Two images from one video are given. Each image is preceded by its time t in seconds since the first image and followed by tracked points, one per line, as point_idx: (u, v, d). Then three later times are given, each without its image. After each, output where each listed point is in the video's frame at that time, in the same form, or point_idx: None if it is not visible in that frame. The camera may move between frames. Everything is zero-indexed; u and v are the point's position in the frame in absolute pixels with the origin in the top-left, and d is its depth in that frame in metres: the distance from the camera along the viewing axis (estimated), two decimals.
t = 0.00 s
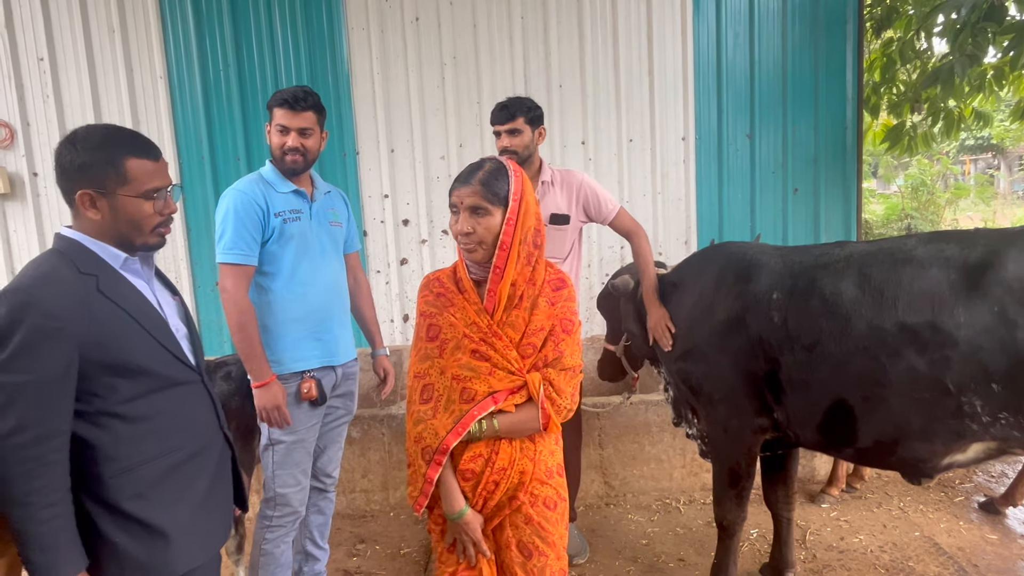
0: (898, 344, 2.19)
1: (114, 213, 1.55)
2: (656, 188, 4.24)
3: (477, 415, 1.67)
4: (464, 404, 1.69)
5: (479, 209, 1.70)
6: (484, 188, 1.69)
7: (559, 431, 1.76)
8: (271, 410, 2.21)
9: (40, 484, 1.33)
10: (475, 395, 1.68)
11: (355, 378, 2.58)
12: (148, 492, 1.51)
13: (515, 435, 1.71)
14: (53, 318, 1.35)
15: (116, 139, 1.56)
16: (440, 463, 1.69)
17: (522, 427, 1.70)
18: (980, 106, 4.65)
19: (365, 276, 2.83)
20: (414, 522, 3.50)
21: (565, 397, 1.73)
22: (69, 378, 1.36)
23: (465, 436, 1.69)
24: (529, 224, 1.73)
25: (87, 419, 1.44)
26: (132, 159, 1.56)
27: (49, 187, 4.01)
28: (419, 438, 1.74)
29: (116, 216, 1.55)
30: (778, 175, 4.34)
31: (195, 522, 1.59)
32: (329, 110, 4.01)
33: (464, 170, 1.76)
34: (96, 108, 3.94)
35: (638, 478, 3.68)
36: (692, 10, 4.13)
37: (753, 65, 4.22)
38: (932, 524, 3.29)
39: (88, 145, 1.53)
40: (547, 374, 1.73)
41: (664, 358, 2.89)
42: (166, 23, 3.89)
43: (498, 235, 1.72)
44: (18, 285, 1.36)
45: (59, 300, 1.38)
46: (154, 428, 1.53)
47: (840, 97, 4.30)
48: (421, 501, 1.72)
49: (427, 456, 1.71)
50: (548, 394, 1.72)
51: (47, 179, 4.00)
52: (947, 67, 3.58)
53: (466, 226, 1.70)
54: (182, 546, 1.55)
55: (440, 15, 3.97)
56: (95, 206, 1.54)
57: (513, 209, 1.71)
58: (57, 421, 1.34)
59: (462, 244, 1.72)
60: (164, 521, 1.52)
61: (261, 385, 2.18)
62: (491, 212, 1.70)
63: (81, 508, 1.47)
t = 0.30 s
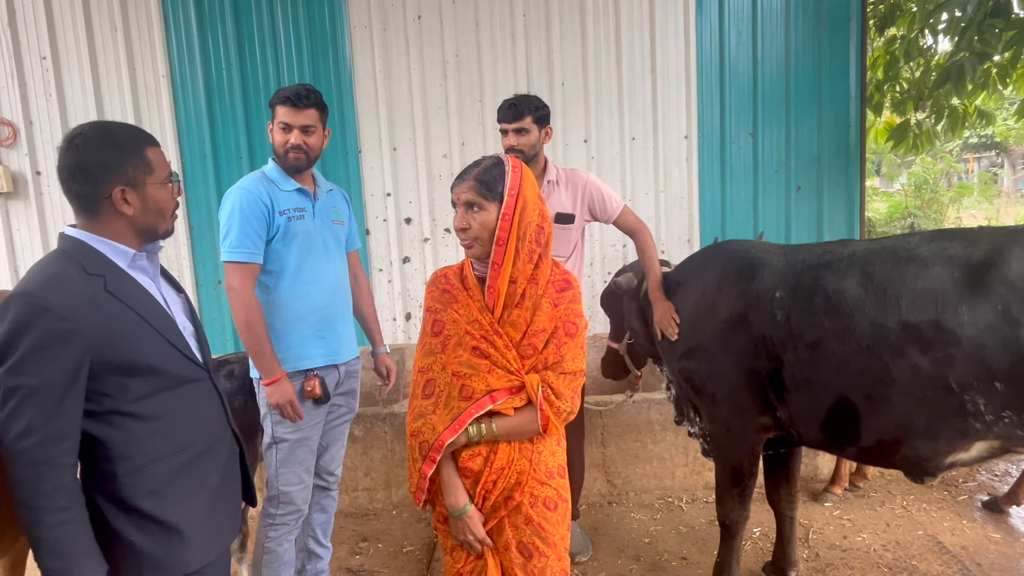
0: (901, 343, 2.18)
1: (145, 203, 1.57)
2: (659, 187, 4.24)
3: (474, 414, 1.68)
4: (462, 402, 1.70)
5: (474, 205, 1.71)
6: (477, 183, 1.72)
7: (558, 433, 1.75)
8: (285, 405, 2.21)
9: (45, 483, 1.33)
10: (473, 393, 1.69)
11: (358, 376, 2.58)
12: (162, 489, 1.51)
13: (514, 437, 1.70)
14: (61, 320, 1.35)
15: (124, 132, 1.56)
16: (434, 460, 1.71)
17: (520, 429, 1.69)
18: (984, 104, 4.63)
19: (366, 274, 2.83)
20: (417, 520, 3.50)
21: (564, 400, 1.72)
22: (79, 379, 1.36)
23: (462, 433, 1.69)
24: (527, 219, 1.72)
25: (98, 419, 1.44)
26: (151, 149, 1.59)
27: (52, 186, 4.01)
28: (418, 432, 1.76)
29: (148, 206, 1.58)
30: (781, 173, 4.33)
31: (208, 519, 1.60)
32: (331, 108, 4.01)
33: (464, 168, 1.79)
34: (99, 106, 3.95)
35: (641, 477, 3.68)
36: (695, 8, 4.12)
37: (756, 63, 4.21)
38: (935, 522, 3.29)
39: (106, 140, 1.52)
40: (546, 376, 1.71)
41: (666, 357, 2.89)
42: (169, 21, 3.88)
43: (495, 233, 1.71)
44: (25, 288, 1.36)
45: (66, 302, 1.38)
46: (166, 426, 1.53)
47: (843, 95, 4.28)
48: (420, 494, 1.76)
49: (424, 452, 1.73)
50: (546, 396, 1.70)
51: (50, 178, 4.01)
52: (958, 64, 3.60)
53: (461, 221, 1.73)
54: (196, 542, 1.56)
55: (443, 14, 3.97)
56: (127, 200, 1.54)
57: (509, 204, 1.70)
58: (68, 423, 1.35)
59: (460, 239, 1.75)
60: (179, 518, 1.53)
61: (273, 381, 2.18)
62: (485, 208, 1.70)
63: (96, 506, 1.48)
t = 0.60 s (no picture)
0: (903, 342, 2.18)
1: (145, 199, 1.56)
2: (660, 185, 4.23)
3: (472, 412, 1.67)
4: (460, 400, 1.70)
5: (475, 203, 1.71)
6: (478, 181, 1.71)
7: (557, 434, 1.74)
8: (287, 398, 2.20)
9: (46, 482, 1.32)
10: (471, 392, 1.69)
11: (358, 375, 2.58)
12: (166, 487, 1.51)
13: (512, 437, 1.70)
14: (67, 317, 1.35)
15: (124, 127, 1.55)
16: (433, 458, 1.70)
17: (518, 429, 1.69)
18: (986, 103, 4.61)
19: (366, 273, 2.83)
20: (418, 519, 3.50)
21: (562, 400, 1.70)
22: (84, 377, 1.36)
23: (459, 431, 1.68)
24: (529, 218, 1.71)
25: (104, 418, 1.45)
26: (151, 144, 1.58)
27: (53, 184, 4.01)
28: (417, 429, 1.76)
29: (149, 201, 1.57)
30: (783, 171, 4.33)
31: (212, 518, 1.60)
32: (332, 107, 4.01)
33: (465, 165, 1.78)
34: (100, 105, 3.95)
35: (642, 476, 3.68)
36: (696, 6, 4.11)
37: (757, 61, 4.20)
38: (937, 522, 3.28)
39: (105, 135, 1.51)
40: (544, 376, 1.71)
41: (668, 356, 2.89)
42: (170, 19, 3.88)
43: (496, 231, 1.71)
44: (32, 284, 1.36)
45: (72, 298, 1.38)
46: (170, 425, 1.53)
47: (845, 94, 4.27)
48: (420, 491, 1.76)
49: (423, 449, 1.73)
50: (544, 396, 1.69)
51: (51, 176, 4.01)
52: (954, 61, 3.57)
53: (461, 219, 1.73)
54: (200, 540, 1.56)
55: (443, 12, 3.96)
56: (127, 195, 1.54)
57: (510, 202, 1.70)
58: (73, 421, 1.34)
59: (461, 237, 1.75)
60: (183, 516, 1.53)
61: (274, 379, 2.18)
62: (485, 206, 1.70)
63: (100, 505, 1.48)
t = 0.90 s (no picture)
0: (906, 341, 2.17)
1: (146, 196, 1.55)
2: (662, 183, 4.23)
3: (473, 411, 1.67)
4: (462, 399, 1.70)
5: (477, 202, 1.70)
6: (480, 180, 1.71)
7: (559, 433, 1.73)
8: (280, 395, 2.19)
9: (47, 481, 1.32)
10: (473, 391, 1.69)
11: (359, 374, 2.58)
12: (168, 486, 1.51)
13: (514, 436, 1.70)
14: (70, 313, 1.35)
15: (130, 125, 1.56)
16: (435, 456, 1.69)
17: (520, 429, 1.69)
18: (988, 102, 4.60)
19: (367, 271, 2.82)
20: (420, 517, 3.50)
21: (564, 400, 1.70)
22: (87, 372, 1.36)
23: (461, 430, 1.68)
24: (531, 216, 1.70)
25: (108, 414, 1.45)
26: (155, 143, 1.58)
27: (54, 183, 4.01)
28: (419, 428, 1.75)
29: (149, 199, 1.56)
30: (785, 170, 4.32)
31: (214, 516, 1.60)
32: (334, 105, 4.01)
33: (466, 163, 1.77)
34: (102, 103, 3.95)
35: (644, 475, 3.67)
36: (698, 5, 4.11)
37: (759, 59, 4.19)
38: (939, 521, 3.28)
39: (110, 132, 1.52)
40: (546, 375, 1.70)
41: (669, 355, 2.89)
42: (171, 17, 3.87)
43: (498, 230, 1.71)
44: (38, 277, 1.36)
45: (78, 293, 1.38)
46: (172, 423, 1.52)
47: (848, 92, 4.26)
48: (421, 489, 1.75)
49: (424, 448, 1.72)
50: (546, 395, 1.69)
51: (53, 175, 4.01)
52: (959, 59, 3.57)
53: (463, 218, 1.72)
54: (202, 539, 1.56)
55: (444, 10, 3.96)
56: (129, 191, 1.53)
57: (512, 200, 1.70)
58: (73, 416, 1.34)
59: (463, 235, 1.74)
60: (185, 514, 1.53)
61: (273, 378, 2.18)
62: (486, 205, 1.70)
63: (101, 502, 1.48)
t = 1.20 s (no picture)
0: (908, 340, 2.16)
1: (152, 196, 1.55)
2: (663, 182, 4.22)
3: (475, 411, 1.67)
4: (463, 399, 1.69)
5: (477, 201, 1.70)
6: (480, 179, 1.71)
7: (561, 433, 1.73)
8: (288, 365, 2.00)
9: (47, 479, 1.32)
10: (474, 390, 1.69)
11: (360, 372, 2.57)
12: (170, 484, 1.51)
13: (515, 436, 1.69)
14: (70, 310, 1.35)
15: (149, 133, 1.58)
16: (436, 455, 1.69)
17: (521, 428, 1.68)
18: (990, 100, 4.59)
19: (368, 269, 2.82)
20: (421, 516, 3.49)
21: (566, 399, 1.69)
22: (90, 370, 1.36)
23: (462, 430, 1.68)
24: (531, 215, 1.70)
25: (108, 412, 1.45)
26: (173, 154, 1.61)
27: (56, 181, 4.01)
28: (420, 427, 1.75)
29: (155, 200, 1.56)
30: (787, 169, 4.31)
31: (215, 514, 1.59)
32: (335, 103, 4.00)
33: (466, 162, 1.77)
34: (103, 102, 3.95)
35: (645, 474, 3.67)
36: (700, 3, 4.10)
37: (761, 58, 4.18)
38: (941, 520, 3.27)
39: (133, 132, 1.55)
40: (547, 375, 1.70)
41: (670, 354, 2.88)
42: (172, 16, 3.87)
43: (499, 229, 1.70)
44: (36, 275, 1.36)
45: (77, 289, 1.38)
46: (173, 421, 1.52)
47: (850, 90, 4.24)
48: (422, 488, 1.75)
49: (426, 447, 1.72)
50: (547, 394, 1.68)
51: (55, 174, 4.01)
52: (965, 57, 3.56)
53: (464, 217, 1.71)
54: (203, 537, 1.55)
55: (446, 8, 3.95)
56: (137, 187, 1.53)
57: (513, 199, 1.69)
58: (79, 415, 1.34)
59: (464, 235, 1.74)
60: (186, 512, 1.52)
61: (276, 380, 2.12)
62: (487, 203, 1.70)
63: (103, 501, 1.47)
